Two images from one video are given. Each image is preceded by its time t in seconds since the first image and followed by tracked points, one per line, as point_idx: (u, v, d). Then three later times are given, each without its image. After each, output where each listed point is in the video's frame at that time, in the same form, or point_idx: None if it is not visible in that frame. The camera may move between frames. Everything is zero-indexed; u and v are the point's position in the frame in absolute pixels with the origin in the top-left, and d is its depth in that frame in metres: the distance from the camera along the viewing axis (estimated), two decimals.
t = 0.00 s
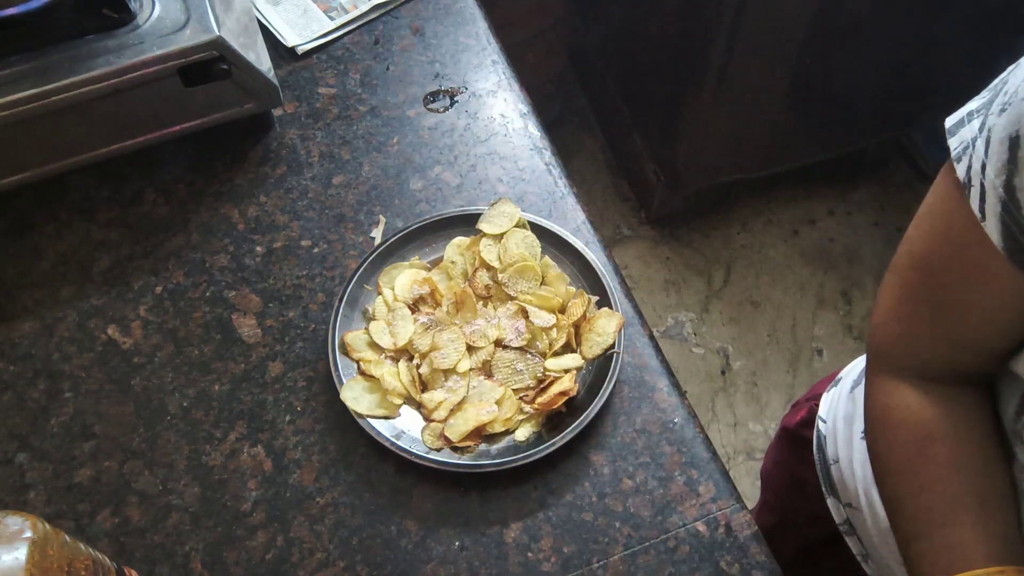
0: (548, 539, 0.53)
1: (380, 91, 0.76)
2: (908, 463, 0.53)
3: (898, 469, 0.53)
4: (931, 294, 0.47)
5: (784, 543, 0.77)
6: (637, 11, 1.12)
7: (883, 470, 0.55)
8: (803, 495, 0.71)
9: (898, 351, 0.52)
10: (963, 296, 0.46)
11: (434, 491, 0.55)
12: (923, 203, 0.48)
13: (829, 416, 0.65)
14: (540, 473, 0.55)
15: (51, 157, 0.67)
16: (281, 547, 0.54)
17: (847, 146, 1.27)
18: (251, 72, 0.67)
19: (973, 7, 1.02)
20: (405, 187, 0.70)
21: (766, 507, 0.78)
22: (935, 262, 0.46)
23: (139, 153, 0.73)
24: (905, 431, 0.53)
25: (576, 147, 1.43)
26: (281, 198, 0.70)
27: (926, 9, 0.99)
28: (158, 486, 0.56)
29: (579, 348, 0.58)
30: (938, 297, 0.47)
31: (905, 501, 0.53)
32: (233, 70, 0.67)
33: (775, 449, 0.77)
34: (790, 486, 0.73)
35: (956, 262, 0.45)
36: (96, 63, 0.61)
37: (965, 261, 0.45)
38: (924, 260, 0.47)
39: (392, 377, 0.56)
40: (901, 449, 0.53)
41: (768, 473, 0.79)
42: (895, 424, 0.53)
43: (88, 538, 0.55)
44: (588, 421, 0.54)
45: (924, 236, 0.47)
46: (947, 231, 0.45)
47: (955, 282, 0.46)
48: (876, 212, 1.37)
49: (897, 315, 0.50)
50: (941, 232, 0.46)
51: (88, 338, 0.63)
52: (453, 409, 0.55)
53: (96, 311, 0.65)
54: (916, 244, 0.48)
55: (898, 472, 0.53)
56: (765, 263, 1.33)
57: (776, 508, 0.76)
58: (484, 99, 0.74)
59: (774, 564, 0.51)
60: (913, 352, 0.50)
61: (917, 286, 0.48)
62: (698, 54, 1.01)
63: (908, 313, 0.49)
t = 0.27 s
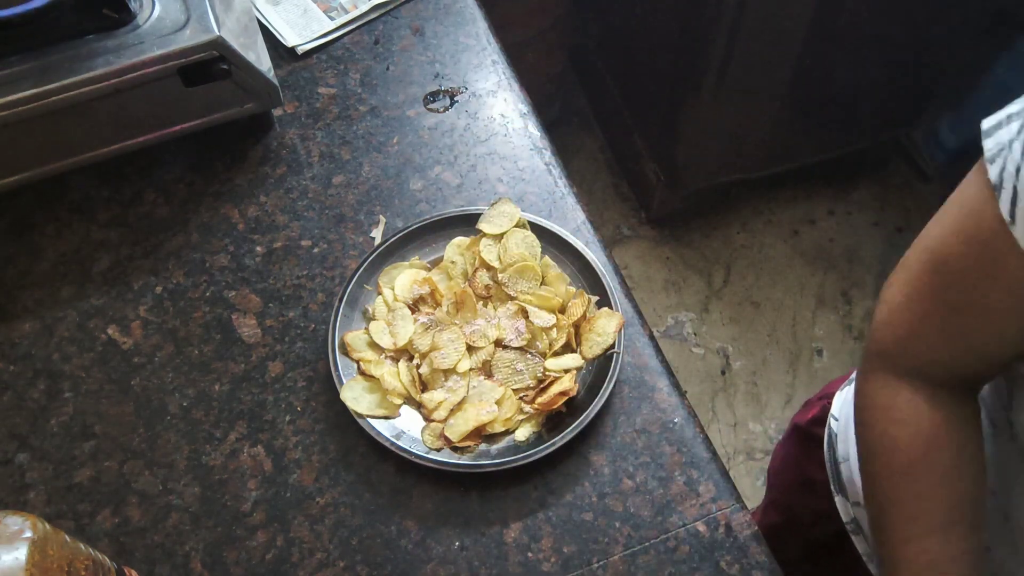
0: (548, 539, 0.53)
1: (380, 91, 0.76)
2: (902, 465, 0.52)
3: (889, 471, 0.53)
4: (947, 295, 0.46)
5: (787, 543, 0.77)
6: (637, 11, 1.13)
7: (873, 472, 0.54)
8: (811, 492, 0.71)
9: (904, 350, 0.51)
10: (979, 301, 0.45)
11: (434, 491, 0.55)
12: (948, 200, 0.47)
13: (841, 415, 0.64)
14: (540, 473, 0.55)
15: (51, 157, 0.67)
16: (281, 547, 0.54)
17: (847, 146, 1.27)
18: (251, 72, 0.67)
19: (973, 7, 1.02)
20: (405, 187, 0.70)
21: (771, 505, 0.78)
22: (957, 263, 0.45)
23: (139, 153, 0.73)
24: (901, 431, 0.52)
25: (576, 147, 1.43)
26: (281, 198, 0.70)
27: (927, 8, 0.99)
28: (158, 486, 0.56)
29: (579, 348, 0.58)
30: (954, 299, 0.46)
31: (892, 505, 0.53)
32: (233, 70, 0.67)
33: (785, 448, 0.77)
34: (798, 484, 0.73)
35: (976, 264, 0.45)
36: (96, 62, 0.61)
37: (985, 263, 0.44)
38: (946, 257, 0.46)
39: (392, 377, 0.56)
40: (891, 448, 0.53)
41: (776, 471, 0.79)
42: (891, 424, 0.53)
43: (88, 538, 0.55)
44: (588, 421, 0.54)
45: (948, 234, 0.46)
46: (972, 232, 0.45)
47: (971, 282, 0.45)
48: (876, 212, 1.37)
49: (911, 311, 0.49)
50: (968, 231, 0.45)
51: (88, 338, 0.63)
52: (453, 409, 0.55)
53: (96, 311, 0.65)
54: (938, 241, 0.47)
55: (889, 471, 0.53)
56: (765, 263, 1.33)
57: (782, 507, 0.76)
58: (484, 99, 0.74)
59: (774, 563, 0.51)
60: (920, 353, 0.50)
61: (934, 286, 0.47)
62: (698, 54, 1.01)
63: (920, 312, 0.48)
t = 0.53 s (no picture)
0: (548, 539, 0.53)
1: (380, 91, 0.76)
2: (932, 465, 0.53)
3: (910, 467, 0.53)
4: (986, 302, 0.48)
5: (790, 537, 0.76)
6: (637, 11, 1.13)
7: (892, 468, 0.54)
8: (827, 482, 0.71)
9: (928, 345, 0.52)
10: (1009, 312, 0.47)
11: (434, 491, 0.55)
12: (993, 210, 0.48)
13: (867, 405, 0.63)
14: (539, 473, 0.55)
15: (51, 157, 0.67)
16: (280, 547, 0.54)
17: (847, 146, 1.27)
18: (251, 72, 0.67)
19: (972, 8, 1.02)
20: (405, 187, 0.70)
21: (776, 501, 0.77)
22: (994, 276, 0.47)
23: (139, 153, 0.73)
24: (929, 424, 0.53)
25: (577, 147, 1.43)
26: (281, 198, 0.70)
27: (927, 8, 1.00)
28: (158, 486, 0.56)
29: (579, 348, 0.58)
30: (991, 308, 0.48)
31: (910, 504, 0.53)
32: (233, 70, 0.67)
33: (799, 443, 0.76)
34: (809, 480, 0.72)
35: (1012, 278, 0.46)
36: (96, 63, 0.61)
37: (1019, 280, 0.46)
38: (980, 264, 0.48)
39: (392, 377, 0.56)
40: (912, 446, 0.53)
41: (786, 466, 0.78)
42: (910, 426, 0.54)
43: (88, 538, 0.55)
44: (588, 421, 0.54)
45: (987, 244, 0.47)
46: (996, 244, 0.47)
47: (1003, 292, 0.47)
48: (876, 212, 1.37)
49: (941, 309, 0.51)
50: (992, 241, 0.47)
51: (88, 338, 0.63)
52: (453, 409, 0.55)
53: (96, 311, 0.65)
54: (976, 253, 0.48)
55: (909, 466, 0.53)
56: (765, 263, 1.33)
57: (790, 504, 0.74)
58: (484, 99, 0.74)
59: (774, 564, 0.51)
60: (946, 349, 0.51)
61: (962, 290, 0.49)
62: (698, 54, 1.01)
63: (947, 313, 0.50)
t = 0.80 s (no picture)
0: (548, 539, 0.53)
1: (380, 91, 0.76)
2: (734, 251, 0.66)
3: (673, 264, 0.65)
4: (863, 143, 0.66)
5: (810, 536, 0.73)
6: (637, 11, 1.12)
7: (723, 263, 0.66)
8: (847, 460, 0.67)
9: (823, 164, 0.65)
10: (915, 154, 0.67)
11: (434, 491, 0.55)
12: (884, 58, 0.66)
13: (904, 378, 0.51)
14: (540, 473, 0.55)
15: (52, 157, 0.67)
16: (281, 547, 0.54)
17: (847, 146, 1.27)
18: (251, 72, 0.67)
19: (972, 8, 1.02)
20: (405, 187, 0.70)
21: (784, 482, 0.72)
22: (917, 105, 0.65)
23: (139, 152, 0.73)
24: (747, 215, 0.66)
25: (577, 147, 1.43)
26: (281, 198, 0.70)
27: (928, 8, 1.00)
28: (158, 486, 0.56)
29: (578, 348, 0.58)
30: (886, 146, 0.67)
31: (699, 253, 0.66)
32: (233, 70, 0.67)
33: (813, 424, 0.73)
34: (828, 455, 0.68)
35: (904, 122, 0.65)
36: (96, 62, 0.61)
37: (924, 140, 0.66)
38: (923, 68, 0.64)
39: (392, 377, 0.57)
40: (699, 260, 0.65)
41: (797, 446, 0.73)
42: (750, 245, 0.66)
43: (88, 537, 0.55)
44: (588, 421, 0.54)
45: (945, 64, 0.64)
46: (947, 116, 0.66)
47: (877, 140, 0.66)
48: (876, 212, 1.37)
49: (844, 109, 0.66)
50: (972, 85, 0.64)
51: (88, 338, 0.63)
52: (453, 409, 0.55)
53: (96, 311, 0.65)
54: (896, 107, 0.65)
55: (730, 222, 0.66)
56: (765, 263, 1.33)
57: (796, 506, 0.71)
58: (484, 99, 0.74)
59: (774, 563, 0.51)
60: (843, 125, 0.66)
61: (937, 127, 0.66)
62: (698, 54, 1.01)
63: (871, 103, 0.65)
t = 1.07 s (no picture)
0: (548, 539, 0.53)
1: (380, 91, 0.76)
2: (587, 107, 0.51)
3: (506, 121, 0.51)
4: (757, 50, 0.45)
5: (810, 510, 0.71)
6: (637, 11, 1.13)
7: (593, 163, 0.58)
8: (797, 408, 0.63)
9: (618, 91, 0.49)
10: (802, 79, 0.46)
11: (434, 492, 0.55)
12: None
13: (834, 330, 0.53)
14: (540, 473, 0.55)
15: (52, 157, 0.68)
16: (281, 547, 0.54)
17: (848, 146, 1.26)
18: (251, 72, 0.67)
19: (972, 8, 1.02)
20: (405, 187, 0.70)
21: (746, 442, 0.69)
22: None
23: (138, 152, 0.73)
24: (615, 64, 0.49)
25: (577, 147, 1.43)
26: (282, 198, 0.70)
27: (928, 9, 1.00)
28: (158, 487, 0.56)
29: (579, 348, 0.58)
30: (749, 82, 0.46)
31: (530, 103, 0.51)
32: (233, 70, 0.67)
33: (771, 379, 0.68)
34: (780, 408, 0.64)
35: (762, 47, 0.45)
36: (96, 63, 0.61)
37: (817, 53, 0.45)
38: None
39: (392, 377, 0.57)
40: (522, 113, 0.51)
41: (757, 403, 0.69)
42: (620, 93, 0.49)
43: (88, 537, 0.55)
44: (588, 421, 0.54)
45: None
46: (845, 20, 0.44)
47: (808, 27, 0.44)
48: (876, 212, 1.37)
49: None
50: (861, 22, 0.43)
51: (88, 338, 0.63)
52: (453, 409, 0.55)
53: (96, 311, 0.65)
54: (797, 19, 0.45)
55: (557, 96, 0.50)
56: (765, 263, 1.33)
57: (805, 513, 0.66)
58: (484, 99, 0.74)
59: (774, 564, 0.51)
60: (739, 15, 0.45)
61: (851, 49, 0.44)
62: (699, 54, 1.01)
63: None
